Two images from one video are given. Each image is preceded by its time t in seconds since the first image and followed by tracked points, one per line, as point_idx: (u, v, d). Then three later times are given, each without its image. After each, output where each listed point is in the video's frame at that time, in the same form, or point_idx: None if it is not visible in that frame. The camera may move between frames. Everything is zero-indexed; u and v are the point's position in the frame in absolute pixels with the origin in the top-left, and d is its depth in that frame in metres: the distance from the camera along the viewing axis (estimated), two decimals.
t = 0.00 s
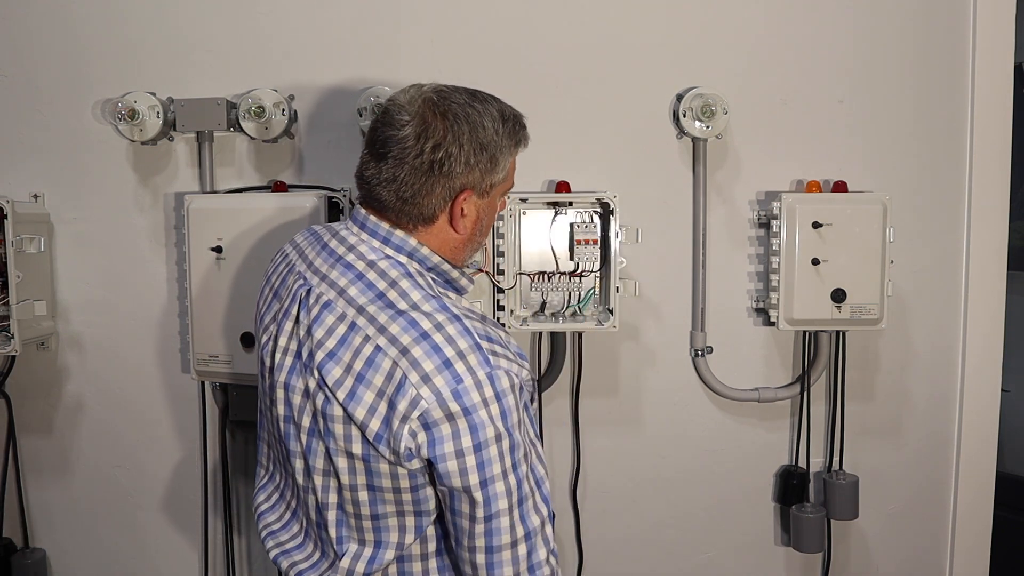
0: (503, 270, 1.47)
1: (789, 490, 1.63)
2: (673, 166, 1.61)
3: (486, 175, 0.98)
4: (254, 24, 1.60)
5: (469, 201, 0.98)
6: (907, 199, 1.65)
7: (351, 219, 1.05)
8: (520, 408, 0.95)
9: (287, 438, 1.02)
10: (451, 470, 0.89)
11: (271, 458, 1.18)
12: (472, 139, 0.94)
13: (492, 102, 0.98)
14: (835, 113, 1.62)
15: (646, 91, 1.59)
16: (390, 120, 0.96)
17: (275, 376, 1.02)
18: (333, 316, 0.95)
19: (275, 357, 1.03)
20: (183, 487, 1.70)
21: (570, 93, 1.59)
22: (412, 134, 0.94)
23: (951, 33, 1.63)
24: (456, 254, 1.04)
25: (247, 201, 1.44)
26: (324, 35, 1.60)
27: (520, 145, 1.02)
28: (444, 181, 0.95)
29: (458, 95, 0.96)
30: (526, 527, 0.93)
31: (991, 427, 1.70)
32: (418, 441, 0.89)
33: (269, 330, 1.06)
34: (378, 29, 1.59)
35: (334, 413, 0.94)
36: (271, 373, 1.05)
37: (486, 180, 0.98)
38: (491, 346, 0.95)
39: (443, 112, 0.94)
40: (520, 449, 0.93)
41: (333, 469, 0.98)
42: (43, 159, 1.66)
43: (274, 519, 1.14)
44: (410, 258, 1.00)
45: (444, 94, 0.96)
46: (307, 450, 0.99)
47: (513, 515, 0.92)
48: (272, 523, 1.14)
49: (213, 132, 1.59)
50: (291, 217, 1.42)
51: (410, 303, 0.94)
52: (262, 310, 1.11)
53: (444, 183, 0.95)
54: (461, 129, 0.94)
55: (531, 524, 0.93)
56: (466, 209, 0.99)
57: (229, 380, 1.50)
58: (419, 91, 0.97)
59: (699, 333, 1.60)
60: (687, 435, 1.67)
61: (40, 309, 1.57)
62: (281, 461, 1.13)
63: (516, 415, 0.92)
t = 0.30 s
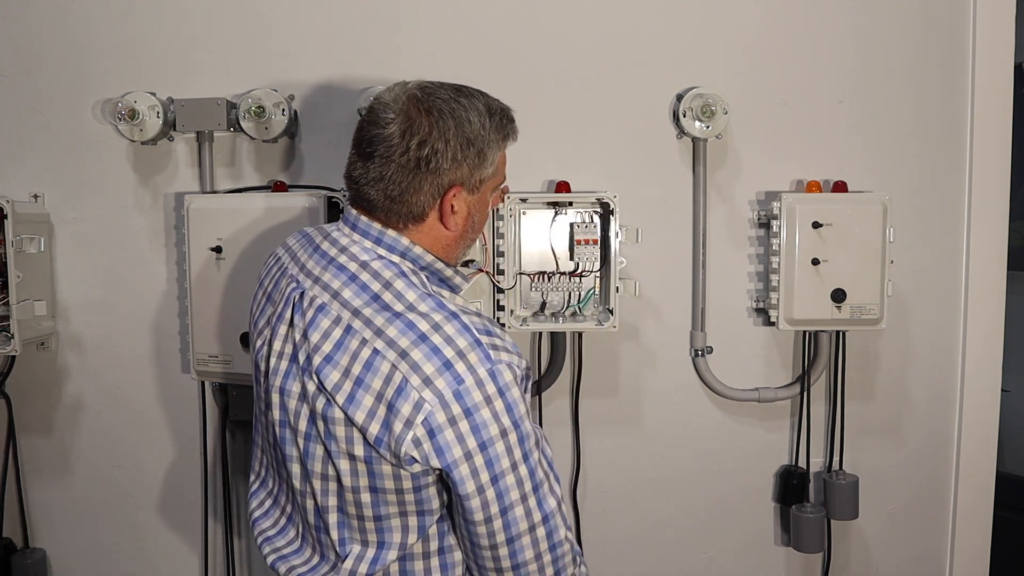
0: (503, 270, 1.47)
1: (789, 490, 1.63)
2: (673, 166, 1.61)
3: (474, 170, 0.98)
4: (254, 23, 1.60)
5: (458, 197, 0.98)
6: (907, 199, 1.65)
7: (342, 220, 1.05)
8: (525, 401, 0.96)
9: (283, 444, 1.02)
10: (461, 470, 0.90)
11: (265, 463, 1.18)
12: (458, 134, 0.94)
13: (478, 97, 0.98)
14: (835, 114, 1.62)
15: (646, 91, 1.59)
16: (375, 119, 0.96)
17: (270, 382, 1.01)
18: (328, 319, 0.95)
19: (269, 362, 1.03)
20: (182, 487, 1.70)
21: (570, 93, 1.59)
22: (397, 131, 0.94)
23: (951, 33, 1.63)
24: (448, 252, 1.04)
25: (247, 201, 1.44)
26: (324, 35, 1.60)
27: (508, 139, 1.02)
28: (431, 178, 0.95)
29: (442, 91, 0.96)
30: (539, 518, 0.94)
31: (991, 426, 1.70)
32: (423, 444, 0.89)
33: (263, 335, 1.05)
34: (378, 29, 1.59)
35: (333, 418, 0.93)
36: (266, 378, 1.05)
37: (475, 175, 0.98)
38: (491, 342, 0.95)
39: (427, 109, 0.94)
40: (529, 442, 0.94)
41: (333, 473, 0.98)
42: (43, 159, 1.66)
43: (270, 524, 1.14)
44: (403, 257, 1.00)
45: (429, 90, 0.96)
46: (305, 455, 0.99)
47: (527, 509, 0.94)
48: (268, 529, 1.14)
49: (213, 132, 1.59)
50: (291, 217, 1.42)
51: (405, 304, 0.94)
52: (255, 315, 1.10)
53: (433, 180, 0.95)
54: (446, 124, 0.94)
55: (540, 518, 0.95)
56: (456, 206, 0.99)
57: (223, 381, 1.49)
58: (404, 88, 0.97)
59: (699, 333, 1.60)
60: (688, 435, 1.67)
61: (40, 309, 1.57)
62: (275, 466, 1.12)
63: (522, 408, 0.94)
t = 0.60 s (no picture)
0: (503, 270, 1.47)
1: (790, 490, 1.63)
2: (673, 166, 1.60)
3: (457, 165, 0.98)
4: (253, 23, 1.60)
5: (443, 193, 0.99)
6: (907, 199, 1.65)
7: (331, 222, 1.07)
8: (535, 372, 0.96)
9: (284, 451, 1.01)
10: (488, 447, 0.90)
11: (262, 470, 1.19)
12: (435, 131, 0.94)
13: (454, 90, 0.97)
14: (835, 114, 1.62)
15: (646, 91, 1.59)
16: (352, 122, 0.97)
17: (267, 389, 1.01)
18: (323, 322, 0.95)
19: (264, 369, 1.03)
20: (182, 487, 1.70)
21: (570, 93, 1.59)
22: (373, 134, 0.94)
23: (952, 33, 1.63)
24: (438, 247, 1.05)
25: (247, 201, 1.44)
26: (324, 35, 1.60)
27: (490, 129, 1.01)
28: (412, 178, 0.95)
29: (417, 88, 0.96)
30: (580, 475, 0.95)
31: (991, 427, 1.70)
32: (438, 434, 0.90)
33: (258, 341, 1.05)
34: (377, 29, 1.59)
35: (339, 423, 0.93)
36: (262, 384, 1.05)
37: (458, 170, 0.98)
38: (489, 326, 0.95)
39: (401, 108, 0.94)
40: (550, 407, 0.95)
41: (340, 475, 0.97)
42: (43, 159, 1.66)
43: (274, 529, 1.14)
44: (393, 255, 1.01)
45: (403, 88, 0.96)
46: (309, 462, 0.99)
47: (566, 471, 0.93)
48: (268, 533, 1.14)
49: (213, 132, 1.59)
50: (291, 217, 1.42)
51: (397, 301, 0.94)
52: (249, 320, 1.10)
53: (414, 179, 0.96)
54: (422, 122, 0.94)
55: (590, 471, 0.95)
56: (443, 202, 1.00)
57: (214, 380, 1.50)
58: (379, 88, 0.98)
59: (699, 333, 1.60)
60: (688, 435, 1.67)
61: (40, 309, 1.57)
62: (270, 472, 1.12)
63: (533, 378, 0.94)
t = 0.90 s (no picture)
0: (502, 270, 1.46)
1: (789, 490, 1.63)
2: (673, 166, 1.61)
3: (445, 166, 0.97)
4: (253, 23, 1.60)
5: (435, 194, 0.98)
6: (907, 199, 1.65)
7: (325, 224, 1.07)
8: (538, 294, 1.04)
9: (311, 447, 1.01)
10: (527, 373, 0.96)
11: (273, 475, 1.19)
12: (419, 136, 0.94)
13: (436, 88, 0.96)
14: (835, 113, 1.62)
15: (646, 91, 1.59)
16: (336, 132, 0.97)
17: (281, 393, 1.00)
18: (336, 313, 0.96)
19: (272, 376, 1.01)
20: (182, 487, 1.70)
21: (570, 93, 1.59)
22: (357, 144, 0.95)
23: (951, 33, 1.63)
24: (436, 246, 1.05)
25: (247, 200, 1.44)
26: (324, 35, 1.60)
27: (476, 124, 1.00)
28: (401, 184, 0.96)
29: (397, 92, 0.95)
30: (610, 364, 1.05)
31: (992, 426, 1.70)
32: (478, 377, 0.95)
33: (258, 352, 1.04)
34: (377, 29, 1.59)
35: (375, 405, 0.95)
36: (271, 392, 1.03)
37: (447, 170, 0.97)
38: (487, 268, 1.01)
39: (383, 115, 0.94)
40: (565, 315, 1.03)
41: (378, 457, 0.98)
42: (43, 159, 1.66)
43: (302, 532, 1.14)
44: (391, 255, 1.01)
45: (383, 94, 0.95)
46: (345, 454, 0.99)
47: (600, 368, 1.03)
48: (298, 536, 1.14)
49: (213, 132, 1.59)
50: (291, 217, 1.43)
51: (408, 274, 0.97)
52: (244, 332, 1.09)
53: (403, 185, 0.96)
54: (405, 128, 0.93)
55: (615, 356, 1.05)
56: (435, 203, 0.99)
57: (223, 382, 1.50)
58: (359, 95, 0.97)
59: (699, 333, 1.60)
60: (688, 435, 1.67)
61: (40, 309, 1.57)
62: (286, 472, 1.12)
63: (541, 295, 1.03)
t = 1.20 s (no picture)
0: (503, 270, 1.47)
1: (789, 490, 1.63)
2: (673, 166, 1.61)
3: (458, 168, 0.97)
4: (254, 23, 1.60)
5: (444, 195, 0.98)
6: (907, 199, 1.65)
7: (333, 223, 1.07)
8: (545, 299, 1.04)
9: (316, 447, 1.01)
10: (532, 378, 0.96)
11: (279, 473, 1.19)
12: (436, 134, 0.94)
13: (458, 91, 0.97)
14: (835, 114, 1.62)
15: (646, 91, 1.59)
16: (354, 121, 0.98)
17: (288, 392, 1.00)
18: (345, 313, 0.96)
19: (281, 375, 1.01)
20: (182, 487, 1.70)
21: (570, 93, 1.59)
22: (374, 134, 0.95)
23: (951, 33, 1.63)
24: (442, 247, 1.05)
25: (247, 200, 1.44)
26: (324, 35, 1.60)
27: (492, 132, 1.01)
28: (412, 179, 0.96)
29: (420, 89, 0.96)
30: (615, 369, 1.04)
31: (992, 426, 1.69)
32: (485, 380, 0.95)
33: (265, 351, 1.04)
34: (377, 29, 1.59)
35: (382, 404, 0.95)
36: (277, 392, 1.03)
37: (459, 173, 0.98)
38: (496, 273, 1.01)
39: (403, 109, 0.94)
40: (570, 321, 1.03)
41: (383, 458, 0.98)
42: (43, 159, 1.66)
43: (308, 531, 1.14)
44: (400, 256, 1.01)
45: (406, 89, 0.96)
46: (353, 455, 0.99)
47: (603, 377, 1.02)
48: (303, 536, 1.14)
49: (213, 132, 1.59)
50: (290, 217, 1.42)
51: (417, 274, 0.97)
52: (251, 331, 1.08)
53: (414, 181, 0.96)
54: (423, 124, 0.94)
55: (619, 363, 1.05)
56: (443, 204, 0.99)
57: (227, 381, 1.50)
58: (382, 88, 0.98)
59: (699, 333, 1.60)
60: (688, 435, 1.67)
61: (39, 309, 1.57)
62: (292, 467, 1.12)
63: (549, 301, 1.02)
